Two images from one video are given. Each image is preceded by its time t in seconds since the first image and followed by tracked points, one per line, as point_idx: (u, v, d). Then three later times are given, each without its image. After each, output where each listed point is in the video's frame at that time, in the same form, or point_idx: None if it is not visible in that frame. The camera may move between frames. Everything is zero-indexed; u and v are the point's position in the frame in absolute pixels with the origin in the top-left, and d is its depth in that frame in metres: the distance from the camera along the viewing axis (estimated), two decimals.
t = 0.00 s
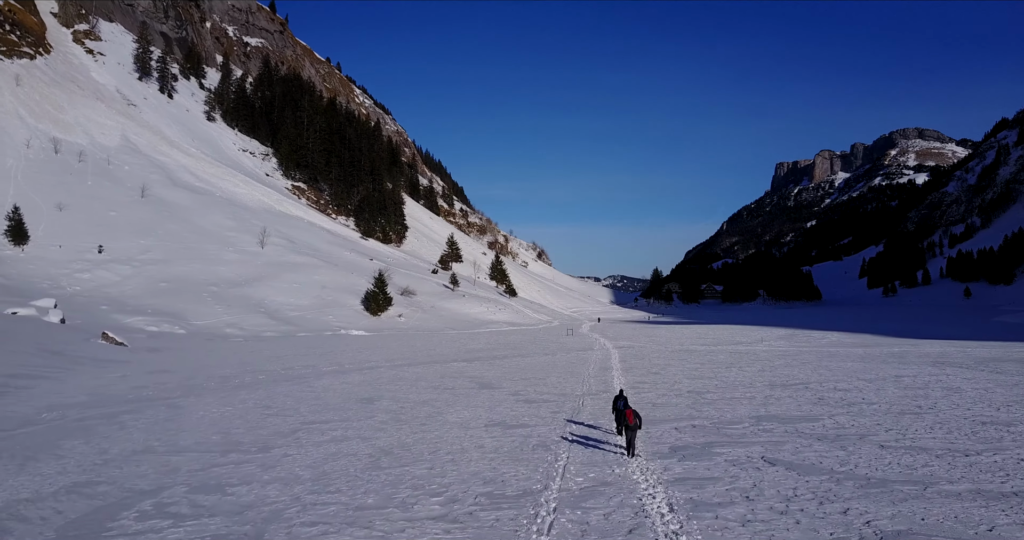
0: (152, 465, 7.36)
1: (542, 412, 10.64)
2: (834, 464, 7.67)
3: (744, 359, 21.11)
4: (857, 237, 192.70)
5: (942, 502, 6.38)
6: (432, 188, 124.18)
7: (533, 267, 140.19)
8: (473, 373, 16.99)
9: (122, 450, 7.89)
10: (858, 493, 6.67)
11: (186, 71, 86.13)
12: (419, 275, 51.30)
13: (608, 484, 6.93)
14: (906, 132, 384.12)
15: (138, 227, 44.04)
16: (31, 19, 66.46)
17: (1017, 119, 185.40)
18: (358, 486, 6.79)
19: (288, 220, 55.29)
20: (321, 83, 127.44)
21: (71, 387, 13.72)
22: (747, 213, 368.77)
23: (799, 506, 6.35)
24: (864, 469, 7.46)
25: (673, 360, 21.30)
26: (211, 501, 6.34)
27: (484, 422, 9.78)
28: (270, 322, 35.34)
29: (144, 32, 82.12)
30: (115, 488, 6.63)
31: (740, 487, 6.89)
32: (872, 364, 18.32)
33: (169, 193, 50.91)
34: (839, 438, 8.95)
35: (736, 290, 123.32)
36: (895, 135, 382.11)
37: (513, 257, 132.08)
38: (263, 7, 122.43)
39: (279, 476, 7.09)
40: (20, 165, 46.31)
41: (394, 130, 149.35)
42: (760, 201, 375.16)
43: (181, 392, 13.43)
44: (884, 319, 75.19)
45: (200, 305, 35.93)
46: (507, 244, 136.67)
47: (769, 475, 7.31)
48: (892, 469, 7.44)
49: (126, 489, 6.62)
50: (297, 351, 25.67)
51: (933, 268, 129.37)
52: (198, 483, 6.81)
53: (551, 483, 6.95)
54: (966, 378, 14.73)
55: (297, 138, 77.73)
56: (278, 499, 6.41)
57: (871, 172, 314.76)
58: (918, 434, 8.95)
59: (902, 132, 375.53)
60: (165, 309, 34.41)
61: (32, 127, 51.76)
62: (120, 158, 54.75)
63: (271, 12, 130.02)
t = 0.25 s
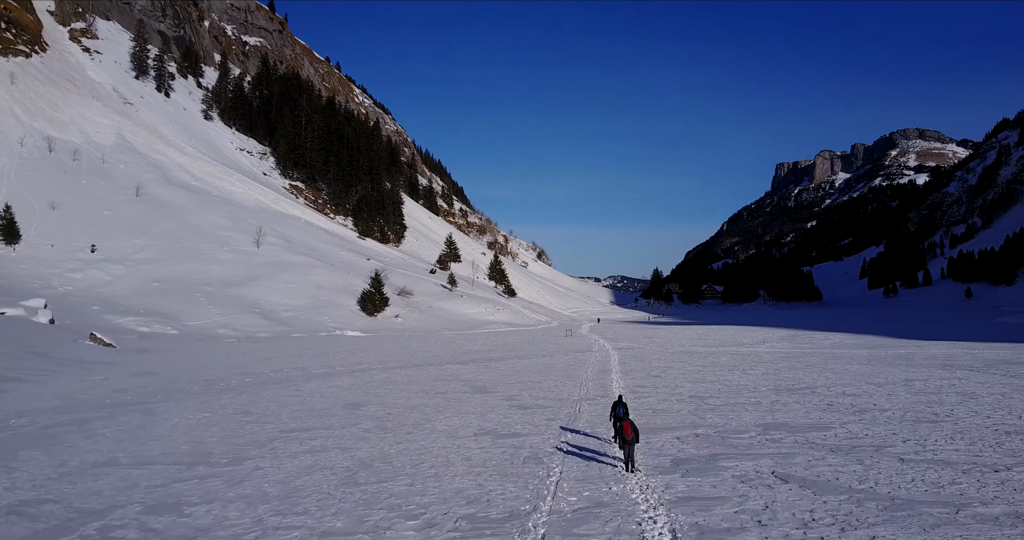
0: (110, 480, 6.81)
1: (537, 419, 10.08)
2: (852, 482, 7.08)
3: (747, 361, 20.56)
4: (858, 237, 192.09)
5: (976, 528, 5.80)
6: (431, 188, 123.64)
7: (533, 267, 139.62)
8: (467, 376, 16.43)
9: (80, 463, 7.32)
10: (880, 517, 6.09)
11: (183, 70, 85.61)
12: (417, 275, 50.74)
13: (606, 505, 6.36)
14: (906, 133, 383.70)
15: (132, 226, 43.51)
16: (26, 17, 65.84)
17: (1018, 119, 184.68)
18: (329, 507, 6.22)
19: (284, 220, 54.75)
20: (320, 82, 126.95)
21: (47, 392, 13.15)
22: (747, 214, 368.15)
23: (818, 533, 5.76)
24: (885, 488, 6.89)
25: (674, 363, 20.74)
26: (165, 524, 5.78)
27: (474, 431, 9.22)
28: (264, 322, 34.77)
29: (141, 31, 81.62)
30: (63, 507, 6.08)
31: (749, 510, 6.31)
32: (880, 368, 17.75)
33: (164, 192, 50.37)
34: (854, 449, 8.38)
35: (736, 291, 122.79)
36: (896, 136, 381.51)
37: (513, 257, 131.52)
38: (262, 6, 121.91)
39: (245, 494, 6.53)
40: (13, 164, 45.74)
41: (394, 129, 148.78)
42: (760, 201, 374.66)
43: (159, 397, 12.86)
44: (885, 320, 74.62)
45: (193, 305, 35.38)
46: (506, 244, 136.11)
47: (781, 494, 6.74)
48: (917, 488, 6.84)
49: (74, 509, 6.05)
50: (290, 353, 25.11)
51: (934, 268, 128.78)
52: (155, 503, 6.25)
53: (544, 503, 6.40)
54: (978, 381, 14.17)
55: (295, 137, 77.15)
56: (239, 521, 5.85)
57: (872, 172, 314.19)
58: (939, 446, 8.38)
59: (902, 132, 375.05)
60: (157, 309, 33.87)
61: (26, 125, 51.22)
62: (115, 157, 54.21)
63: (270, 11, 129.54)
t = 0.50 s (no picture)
0: (62, 498, 6.26)
1: (531, 427, 9.50)
2: (872, 502, 6.53)
3: (750, 364, 19.99)
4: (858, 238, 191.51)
5: None
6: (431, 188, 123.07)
7: (533, 268, 138.99)
8: (462, 379, 15.87)
9: (32, 478, 6.75)
10: None
11: (181, 69, 85.14)
12: (414, 275, 50.19)
13: (602, 529, 5.79)
14: (907, 133, 383.04)
15: (126, 225, 42.96)
16: (23, 15, 65.35)
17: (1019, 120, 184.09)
18: (298, 531, 5.64)
19: (281, 219, 54.24)
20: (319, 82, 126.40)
21: (21, 396, 12.55)
22: (748, 214, 367.42)
23: None
24: (912, 511, 6.29)
25: (675, 365, 20.24)
26: None
27: (463, 441, 8.65)
28: (258, 323, 34.20)
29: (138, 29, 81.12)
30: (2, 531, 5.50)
31: (761, 536, 5.74)
32: (888, 371, 17.17)
33: (159, 191, 49.83)
34: (871, 463, 7.82)
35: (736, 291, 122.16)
36: (896, 136, 380.93)
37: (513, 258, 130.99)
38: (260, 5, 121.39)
39: (207, 514, 5.96)
40: (6, 162, 45.20)
41: (394, 129, 148.33)
42: (760, 201, 373.98)
43: (138, 402, 12.30)
44: (887, 320, 73.97)
45: (186, 305, 34.83)
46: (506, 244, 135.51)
47: (795, 518, 6.15)
48: (946, 510, 6.27)
49: (12, 534, 5.45)
50: (282, 354, 24.54)
51: (935, 269, 128.22)
52: (105, 525, 5.67)
53: (534, 525, 5.85)
54: (992, 386, 13.60)
55: (292, 136, 76.57)
56: None
57: (873, 172, 313.49)
58: (963, 460, 7.80)
59: (903, 133, 374.31)
60: (150, 309, 33.33)
61: (20, 123, 50.70)
62: (110, 156, 53.70)
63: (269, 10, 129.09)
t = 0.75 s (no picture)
0: (4, 519, 5.69)
1: (525, 437, 8.95)
2: (898, 526, 5.97)
3: (754, 366, 19.39)
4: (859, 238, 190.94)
5: None
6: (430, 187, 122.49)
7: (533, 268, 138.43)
8: (455, 382, 15.29)
9: None
10: None
11: (178, 67, 84.66)
12: (412, 275, 49.63)
13: None
14: (907, 134, 382.57)
15: (120, 224, 42.41)
16: (19, 13, 64.84)
17: (1020, 120, 183.70)
18: None
19: (277, 218, 53.70)
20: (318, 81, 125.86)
21: None
22: (748, 214, 366.85)
23: None
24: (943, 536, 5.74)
25: (677, 367, 19.70)
26: None
27: (453, 452, 8.11)
28: (252, 324, 33.63)
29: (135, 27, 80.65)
30: None
31: None
32: (897, 374, 16.64)
33: (154, 190, 49.31)
34: (892, 479, 7.25)
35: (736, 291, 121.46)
36: (897, 137, 380.55)
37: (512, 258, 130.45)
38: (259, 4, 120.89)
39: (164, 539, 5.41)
40: None
41: (393, 129, 147.83)
42: (760, 202, 373.52)
43: (115, 407, 11.74)
44: (888, 321, 73.44)
45: (179, 305, 34.28)
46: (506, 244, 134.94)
47: None
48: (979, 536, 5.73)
49: None
50: (274, 355, 23.95)
51: (936, 269, 127.72)
52: None
53: None
54: (1009, 390, 13.01)
55: (290, 135, 75.99)
56: None
57: (873, 173, 312.99)
58: (992, 475, 7.27)
59: (903, 133, 373.76)
60: (142, 309, 32.76)
61: (14, 121, 50.11)
62: (105, 154, 53.14)
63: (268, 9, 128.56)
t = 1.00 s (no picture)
0: None
1: (519, 447, 8.40)
2: None
3: (757, 369, 18.81)
4: (860, 238, 190.41)
5: None
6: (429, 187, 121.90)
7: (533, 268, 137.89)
8: (448, 387, 14.67)
9: None
10: None
11: (175, 66, 84.14)
12: (410, 275, 49.08)
13: None
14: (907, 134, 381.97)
15: (113, 223, 41.83)
16: (15, 11, 64.29)
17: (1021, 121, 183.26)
18: None
19: (274, 217, 53.17)
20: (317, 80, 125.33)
21: None
22: (748, 214, 366.47)
23: None
24: None
25: (679, 369, 19.15)
26: None
27: (442, 465, 7.57)
28: (246, 324, 33.06)
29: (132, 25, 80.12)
30: None
31: None
32: (906, 377, 16.10)
33: (149, 189, 48.78)
34: (920, 499, 6.68)
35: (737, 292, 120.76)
36: (897, 137, 380.23)
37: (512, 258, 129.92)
38: (258, 3, 120.39)
39: None
40: None
41: (393, 128, 147.27)
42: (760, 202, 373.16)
43: (88, 413, 11.12)
44: (890, 321, 72.86)
45: (172, 305, 33.71)
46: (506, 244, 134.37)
47: None
48: None
49: None
50: (265, 357, 23.36)
51: (937, 269, 127.24)
52: None
53: None
54: None
55: (288, 133, 75.30)
56: None
57: (873, 173, 312.53)
58: None
59: (903, 133, 373.05)
60: (134, 309, 32.20)
61: (7, 118, 49.50)
62: (100, 153, 52.58)
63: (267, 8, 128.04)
